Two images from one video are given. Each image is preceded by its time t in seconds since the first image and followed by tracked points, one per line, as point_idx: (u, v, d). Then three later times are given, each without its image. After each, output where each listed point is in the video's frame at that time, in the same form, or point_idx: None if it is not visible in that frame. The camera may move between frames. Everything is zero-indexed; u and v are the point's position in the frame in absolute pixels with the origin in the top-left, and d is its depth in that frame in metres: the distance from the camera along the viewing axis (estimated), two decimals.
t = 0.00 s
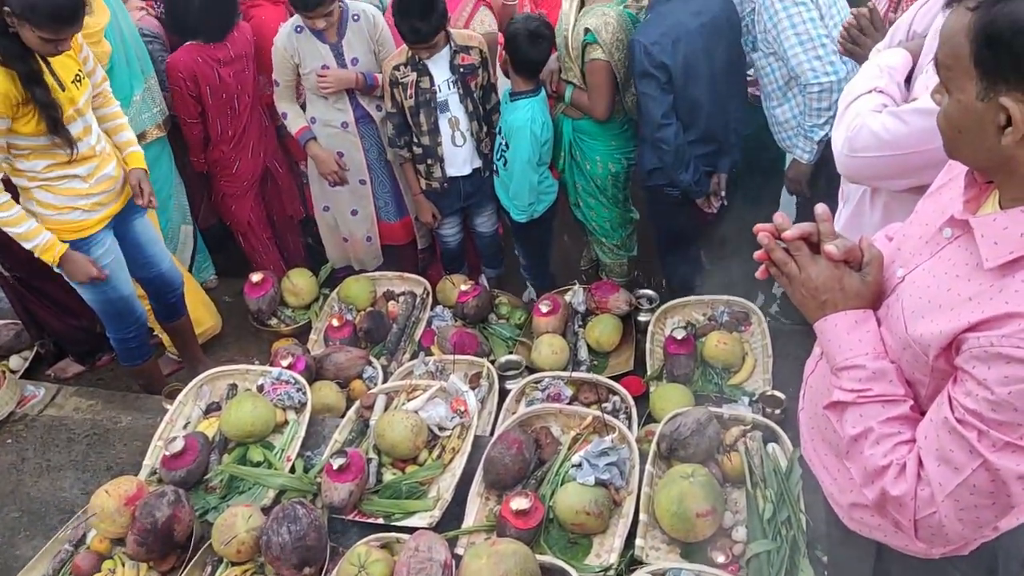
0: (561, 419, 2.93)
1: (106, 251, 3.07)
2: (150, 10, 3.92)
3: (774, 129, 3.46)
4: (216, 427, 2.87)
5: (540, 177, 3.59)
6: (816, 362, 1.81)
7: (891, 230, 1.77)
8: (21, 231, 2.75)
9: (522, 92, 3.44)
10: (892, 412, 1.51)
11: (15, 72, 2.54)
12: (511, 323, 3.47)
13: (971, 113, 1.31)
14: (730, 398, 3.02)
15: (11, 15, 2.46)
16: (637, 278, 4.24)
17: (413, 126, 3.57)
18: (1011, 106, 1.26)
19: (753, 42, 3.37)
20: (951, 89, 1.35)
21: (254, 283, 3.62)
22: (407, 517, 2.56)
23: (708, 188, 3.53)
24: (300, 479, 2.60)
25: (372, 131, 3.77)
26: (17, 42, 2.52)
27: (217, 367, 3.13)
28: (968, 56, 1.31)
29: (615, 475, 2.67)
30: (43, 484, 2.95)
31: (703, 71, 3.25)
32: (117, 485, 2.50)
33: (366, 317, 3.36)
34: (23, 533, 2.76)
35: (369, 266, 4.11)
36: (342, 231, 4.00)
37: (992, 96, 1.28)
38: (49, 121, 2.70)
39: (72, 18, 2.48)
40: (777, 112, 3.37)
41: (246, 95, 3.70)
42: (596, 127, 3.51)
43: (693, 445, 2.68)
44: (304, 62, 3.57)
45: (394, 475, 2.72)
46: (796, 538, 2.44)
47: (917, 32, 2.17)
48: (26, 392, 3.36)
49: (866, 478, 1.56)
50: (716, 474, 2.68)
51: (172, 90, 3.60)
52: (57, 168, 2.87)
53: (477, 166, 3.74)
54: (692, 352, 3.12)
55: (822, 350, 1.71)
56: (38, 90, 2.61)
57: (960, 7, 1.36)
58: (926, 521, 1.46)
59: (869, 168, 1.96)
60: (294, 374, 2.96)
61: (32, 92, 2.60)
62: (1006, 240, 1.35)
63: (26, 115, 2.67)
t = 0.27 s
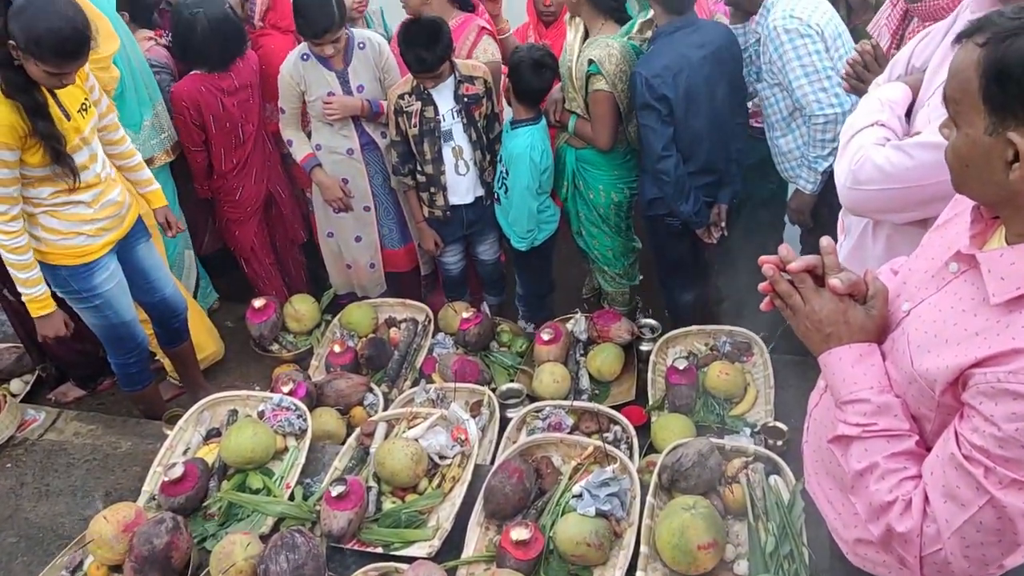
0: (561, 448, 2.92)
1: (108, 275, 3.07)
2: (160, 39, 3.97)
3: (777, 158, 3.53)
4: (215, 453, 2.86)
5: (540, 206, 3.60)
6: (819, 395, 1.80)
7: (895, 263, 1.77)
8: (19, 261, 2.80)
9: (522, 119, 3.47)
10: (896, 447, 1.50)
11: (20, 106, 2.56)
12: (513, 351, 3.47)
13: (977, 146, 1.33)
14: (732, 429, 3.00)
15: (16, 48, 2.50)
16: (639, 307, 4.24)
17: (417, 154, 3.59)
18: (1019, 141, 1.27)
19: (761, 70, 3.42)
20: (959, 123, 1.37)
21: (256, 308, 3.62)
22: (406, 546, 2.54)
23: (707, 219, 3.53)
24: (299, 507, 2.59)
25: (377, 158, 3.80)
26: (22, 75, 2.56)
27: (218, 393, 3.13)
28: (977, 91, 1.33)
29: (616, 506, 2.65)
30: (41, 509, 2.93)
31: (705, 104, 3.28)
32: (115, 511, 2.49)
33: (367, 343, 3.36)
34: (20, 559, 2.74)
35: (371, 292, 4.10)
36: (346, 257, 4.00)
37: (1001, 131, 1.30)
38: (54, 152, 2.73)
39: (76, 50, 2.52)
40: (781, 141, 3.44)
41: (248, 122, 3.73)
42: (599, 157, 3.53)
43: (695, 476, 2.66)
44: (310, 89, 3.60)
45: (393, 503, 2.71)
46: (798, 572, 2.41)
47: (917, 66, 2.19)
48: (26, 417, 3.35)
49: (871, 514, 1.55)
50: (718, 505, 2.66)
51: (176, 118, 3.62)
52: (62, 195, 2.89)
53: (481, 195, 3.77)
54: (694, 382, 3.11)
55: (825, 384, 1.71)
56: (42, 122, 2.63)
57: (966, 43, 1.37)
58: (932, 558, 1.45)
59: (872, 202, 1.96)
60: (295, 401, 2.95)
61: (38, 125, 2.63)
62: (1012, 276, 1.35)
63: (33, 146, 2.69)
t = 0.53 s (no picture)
0: (561, 475, 2.90)
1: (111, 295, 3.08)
2: (167, 66, 4.01)
3: (779, 185, 3.57)
4: (213, 477, 2.86)
5: (536, 233, 3.61)
6: (820, 427, 1.79)
7: (896, 294, 1.78)
8: (24, 281, 2.82)
9: (522, 146, 3.49)
10: (899, 481, 1.49)
11: (23, 132, 2.57)
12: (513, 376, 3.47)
13: (982, 179, 1.34)
14: (732, 458, 2.99)
15: (21, 79, 2.50)
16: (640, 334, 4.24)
17: (420, 179, 3.61)
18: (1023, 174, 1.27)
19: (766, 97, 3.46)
20: (964, 156, 1.37)
21: (257, 331, 3.62)
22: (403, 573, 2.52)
23: (706, 246, 3.55)
24: (296, 532, 2.57)
25: (379, 182, 3.82)
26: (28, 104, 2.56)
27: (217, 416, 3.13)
28: (981, 123, 1.33)
29: (615, 535, 2.63)
30: (37, 532, 2.91)
31: (701, 135, 3.32)
32: (112, 535, 2.48)
33: (367, 367, 3.36)
34: None
35: (373, 316, 4.08)
36: (347, 281, 4.00)
37: (1005, 164, 1.30)
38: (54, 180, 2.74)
39: (81, 82, 2.52)
40: (784, 169, 3.49)
41: (251, 146, 3.75)
42: (602, 183, 3.55)
43: (695, 505, 2.64)
44: (314, 114, 3.62)
45: (392, 529, 2.69)
46: None
47: (916, 97, 2.20)
48: (25, 439, 3.34)
49: (874, 547, 1.54)
50: (718, 535, 2.64)
51: (180, 140, 3.63)
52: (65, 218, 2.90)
53: (482, 220, 3.78)
54: (695, 410, 3.09)
55: (826, 415, 1.71)
56: (43, 151, 2.64)
57: (971, 76, 1.38)
58: None
59: (877, 232, 1.96)
60: (294, 425, 2.94)
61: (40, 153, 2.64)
62: (1016, 308, 1.35)
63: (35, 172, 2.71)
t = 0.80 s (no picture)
0: (559, 499, 2.89)
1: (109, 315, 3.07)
2: (173, 91, 4.06)
3: (782, 210, 3.60)
4: (210, 498, 2.85)
5: (531, 257, 3.62)
6: (819, 453, 1.79)
7: (894, 320, 1.78)
8: (29, 291, 2.81)
9: (522, 171, 3.52)
10: (898, 508, 1.48)
11: (40, 152, 2.61)
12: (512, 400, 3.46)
13: (981, 206, 1.34)
14: (732, 483, 2.97)
15: (43, 99, 2.54)
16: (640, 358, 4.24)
17: (421, 201, 3.63)
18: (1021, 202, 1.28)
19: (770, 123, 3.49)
20: (963, 183, 1.38)
21: (257, 352, 3.62)
22: None
23: (703, 273, 3.56)
24: (293, 555, 2.56)
25: (380, 205, 3.83)
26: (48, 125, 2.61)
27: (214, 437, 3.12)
28: (979, 151, 1.34)
29: (614, 560, 2.60)
30: (33, 553, 2.89)
31: (696, 162, 3.33)
32: (107, 557, 2.46)
33: (366, 390, 3.36)
34: None
35: (373, 336, 4.09)
36: (347, 302, 4.00)
37: (1003, 192, 1.31)
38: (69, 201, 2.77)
39: (100, 103, 2.56)
40: (787, 194, 3.52)
41: (254, 165, 3.77)
42: (601, 207, 3.56)
43: (694, 531, 2.62)
44: (315, 136, 3.64)
45: (389, 553, 2.68)
46: None
47: (916, 125, 2.21)
48: (22, 459, 3.34)
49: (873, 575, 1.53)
50: (717, 561, 2.63)
51: (183, 159, 3.63)
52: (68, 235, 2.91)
53: (482, 243, 3.80)
54: (694, 434, 3.08)
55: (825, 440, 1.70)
56: (58, 171, 2.68)
57: (969, 103, 1.39)
58: None
59: (877, 259, 1.96)
60: (292, 447, 2.94)
61: (54, 173, 2.67)
62: (1015, 335, 1.35)
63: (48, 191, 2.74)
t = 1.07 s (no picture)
0: (557, 521, 2.88)
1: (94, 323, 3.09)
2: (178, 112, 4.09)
3: (785, 233, 3.63)
4: (207, 518, 2.85)
5: (533, 277, 3.63)
6: (819, 477, 1.79)
7: (893, 344, 1.78)
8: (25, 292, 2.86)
9: (521, 193, 3.54)
10: (898, 532, 1.47)
11: (75, 169, 2.72)
12: (511, 421, 3.45)
13: (977, 232, 1.35)
14: (731, 506, 2.97)
15: (89, 129, 2.63)
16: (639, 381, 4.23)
17: (421, 221, 3.64)
18: (1016, 228, 1.29)
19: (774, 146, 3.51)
20: (960, 208, 1.39)
21: (256, 371, 3.61)
22: None
23: (703, 296, 3.58)
24: None
25: (381, 225, 3.84)
26: (92, 154, 2.73)
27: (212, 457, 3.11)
28: (975, 176, 1.35)
29: None
30: (28, 572, 2.87)
31: (693, 185, 3.34)
32: None
33: (365, 410, 3.35)
34: None
35: (372, 356, 4.09)
36: (347, 322, 4.00)
37: (998, 217, 1.32)
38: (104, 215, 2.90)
39: (145, 133, 2.63)
40: (790, 218, 3.55)
41: (257, 183, 3.79)
42: (602, 229, 3.57)
43: (693, 554, 2.61)
44: (317, 155, 3.65)
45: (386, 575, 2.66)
46: None
47: (916, 149, 2.22)
48: (19, 477, 3.33)
49: None
50: None
51: (187, 174, 3.66)
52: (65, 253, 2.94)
53: (483, 263, 3.81)
54: (693, 457, 3.07)
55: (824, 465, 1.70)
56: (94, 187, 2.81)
57: (967, 129, 1.40)
58: None
59: (877, 283, 1.96)
60: (291, 467, 2.94)
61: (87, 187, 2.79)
62: (1013, 360, 1.35)
63: (73, 204, 2.85)
